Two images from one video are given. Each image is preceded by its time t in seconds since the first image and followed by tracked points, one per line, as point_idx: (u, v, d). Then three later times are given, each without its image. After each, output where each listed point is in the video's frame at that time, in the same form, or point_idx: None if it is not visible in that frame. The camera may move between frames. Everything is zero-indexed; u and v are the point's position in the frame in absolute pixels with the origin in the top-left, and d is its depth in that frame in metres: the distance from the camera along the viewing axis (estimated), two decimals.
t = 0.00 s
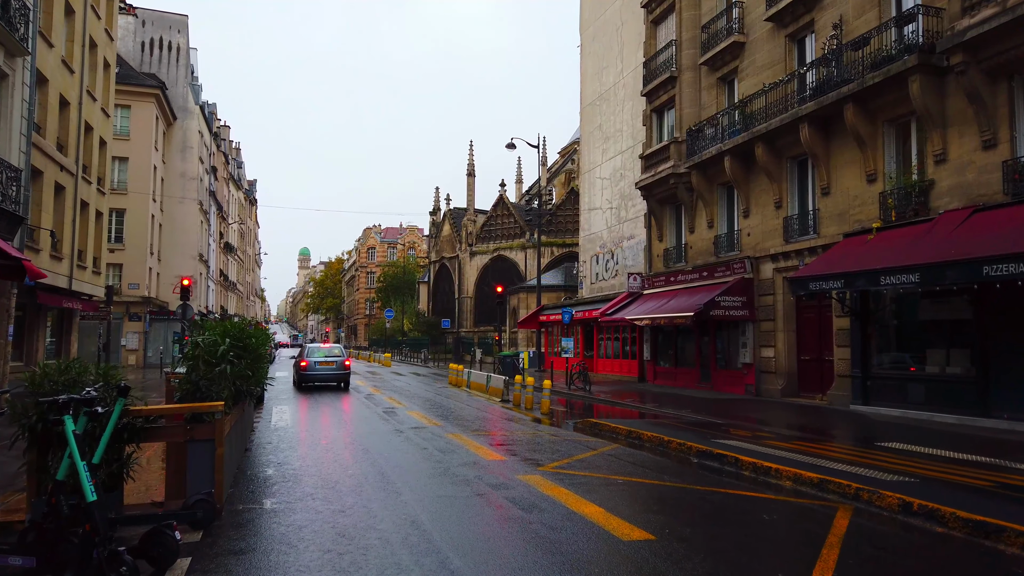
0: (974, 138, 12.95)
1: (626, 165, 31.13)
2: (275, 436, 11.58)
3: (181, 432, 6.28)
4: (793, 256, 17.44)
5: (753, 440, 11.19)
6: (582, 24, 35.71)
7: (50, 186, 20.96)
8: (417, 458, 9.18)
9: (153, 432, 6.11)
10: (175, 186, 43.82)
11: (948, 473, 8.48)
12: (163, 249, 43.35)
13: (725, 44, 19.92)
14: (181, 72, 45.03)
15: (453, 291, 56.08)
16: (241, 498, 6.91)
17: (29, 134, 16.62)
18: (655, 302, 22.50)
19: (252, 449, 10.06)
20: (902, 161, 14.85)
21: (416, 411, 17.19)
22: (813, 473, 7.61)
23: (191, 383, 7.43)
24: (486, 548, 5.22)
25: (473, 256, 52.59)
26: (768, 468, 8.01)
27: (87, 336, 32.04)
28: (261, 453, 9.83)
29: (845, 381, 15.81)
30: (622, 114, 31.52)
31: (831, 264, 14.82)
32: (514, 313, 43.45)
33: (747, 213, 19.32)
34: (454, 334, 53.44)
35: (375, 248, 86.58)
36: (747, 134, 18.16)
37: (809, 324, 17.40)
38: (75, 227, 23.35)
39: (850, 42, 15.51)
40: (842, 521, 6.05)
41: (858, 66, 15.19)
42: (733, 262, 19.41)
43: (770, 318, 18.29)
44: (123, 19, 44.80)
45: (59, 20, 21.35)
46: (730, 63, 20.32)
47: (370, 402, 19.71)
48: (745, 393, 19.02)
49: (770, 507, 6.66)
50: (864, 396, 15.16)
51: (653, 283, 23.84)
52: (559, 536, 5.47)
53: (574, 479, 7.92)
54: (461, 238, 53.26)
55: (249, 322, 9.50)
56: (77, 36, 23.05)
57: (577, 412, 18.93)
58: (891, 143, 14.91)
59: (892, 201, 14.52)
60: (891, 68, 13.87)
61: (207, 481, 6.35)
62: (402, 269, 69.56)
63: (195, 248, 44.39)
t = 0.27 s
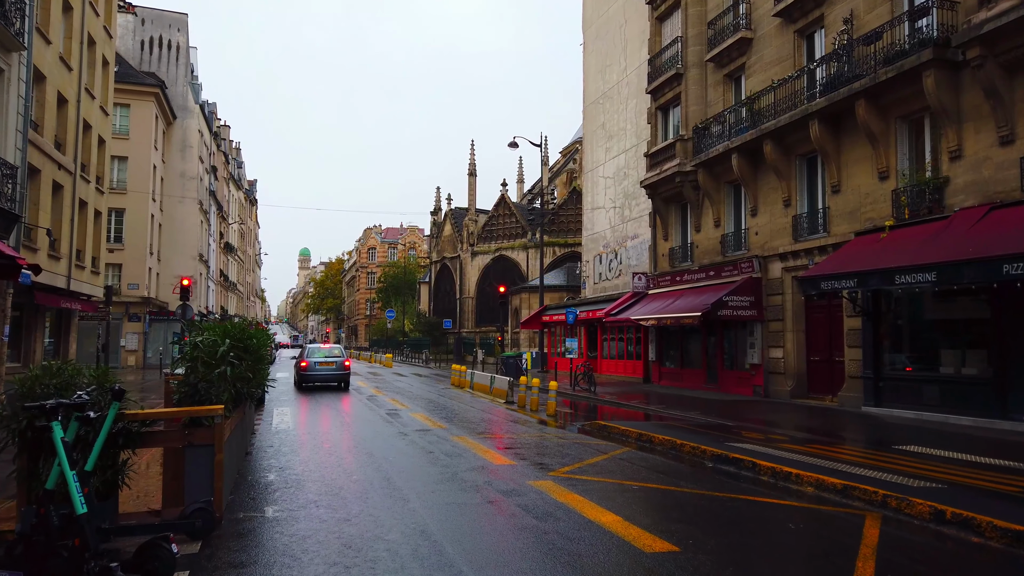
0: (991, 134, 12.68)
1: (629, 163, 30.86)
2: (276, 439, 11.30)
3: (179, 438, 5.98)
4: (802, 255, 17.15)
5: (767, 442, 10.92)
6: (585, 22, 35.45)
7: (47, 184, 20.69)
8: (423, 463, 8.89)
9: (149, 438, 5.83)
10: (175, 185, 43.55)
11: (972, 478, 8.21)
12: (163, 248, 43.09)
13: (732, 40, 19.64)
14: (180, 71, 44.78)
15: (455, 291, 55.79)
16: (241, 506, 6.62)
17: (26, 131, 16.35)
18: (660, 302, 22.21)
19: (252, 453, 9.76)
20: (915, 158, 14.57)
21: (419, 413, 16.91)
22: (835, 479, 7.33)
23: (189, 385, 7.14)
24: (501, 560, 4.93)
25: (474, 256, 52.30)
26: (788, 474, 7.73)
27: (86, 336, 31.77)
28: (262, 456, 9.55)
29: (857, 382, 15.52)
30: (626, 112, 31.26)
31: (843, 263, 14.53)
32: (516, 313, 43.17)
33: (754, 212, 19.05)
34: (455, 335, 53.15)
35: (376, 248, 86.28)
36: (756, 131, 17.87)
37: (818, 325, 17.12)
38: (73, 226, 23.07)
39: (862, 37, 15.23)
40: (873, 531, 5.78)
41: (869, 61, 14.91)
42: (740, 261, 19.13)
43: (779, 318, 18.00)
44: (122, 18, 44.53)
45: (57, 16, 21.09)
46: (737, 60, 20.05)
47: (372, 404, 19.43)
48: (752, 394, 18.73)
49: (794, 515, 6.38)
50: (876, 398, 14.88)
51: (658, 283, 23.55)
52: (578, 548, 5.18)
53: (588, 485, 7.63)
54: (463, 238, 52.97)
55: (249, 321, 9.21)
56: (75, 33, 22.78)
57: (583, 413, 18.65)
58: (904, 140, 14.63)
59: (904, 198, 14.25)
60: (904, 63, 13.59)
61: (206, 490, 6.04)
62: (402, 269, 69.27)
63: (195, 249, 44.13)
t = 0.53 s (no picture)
0: (1004, 135, 12.44)
1: (630, 166, 30.62)
2: (273, 448, 10.97)
3: (171, 450, 5.65)
4: (808, 259, 16.90)
5: (778, 451, 10.63)
6: (584, 25, 35.24)
7: (41, 186, 20.34)
8: (425, 473, 8.57)
9: (141, 450, 5.51)
10: (171, 188, 43.19)
11: (996, 488, 7.93)
12: (159, 252, 42.71)
13: (736, 41, 19.42)
14: (177, 74, 44.49)
15: (452, 295, 55.48)
16: (237, 520, 6.30)
17: (18, 131, 16.02)
18: (663, 306, 21.92)
19: (248, 463, 9.43)
20: (924, 160, 14.33)
21: (419, 420, 16.58)
22: (857, 490, 7.06)
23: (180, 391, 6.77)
24: None
25: (472, 260, 52.01)
26: (806, 485, 7.44)
27: (80, 341, 31.35)
28: (258, 466, 9.21)
29: (865, 388, 15.25)
30: (626, 115, 31.04)
31: (852, 266, 14.27)
32: (515, 317, 42.87)
33: (759, 215, 18.79)
34: (453, 339, 52.81)
35: (372, 252, 85.92)
36: (761, 133, 17.62)
37: (824, 329, 16.86)
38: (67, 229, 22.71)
39: (869, 37, 15.00)
40: (904, 549, 5.49)
41: (878, 61, 14.68)
42: (745, 264, 18.84)
43: (784, 323, 17.74)
44: (118, 19, 44.22)
45: (51, 16, 20.76)
46: (740, 61, 19.81)
47: (370, 409, 19.10)
48: (757, 400, 18.45)
49: (818, 530, 6.09)
50: (885, 404, 14.61)
51: (660, 287, 23.26)
52: (596, 568, 4.87)
53: (598, 497, 7.32)
54: (460, 242, 52.67)
55: (246, 326, 8.88)
56: (70, 33, 22.43)
57: (585, 420, 18.33)
58: (914, 141, 14.37)
59: (914, 201, 14.00)
60: (915, 63, 13.35)
61: (201, 504, 5.70)
62: (399, 273, 68.91)
63: (191, 252, 43.75)
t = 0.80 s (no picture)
0: (1015, 131, 12.21)
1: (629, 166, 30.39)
2: (269, 451, 10.66)
3: (161, 456, 5.35)
4: (813, 258, 16.65)
5: (788, 453, 10.36)
6: (583, 23, 34.98)
7: (32, 185, 19.98)
8: (427, 478, 8.28)
9: (129, 456, 5.22)
10: (165, 188, 42.81)
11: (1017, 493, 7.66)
12: (153, 252, 42.33)
13: (739, 38, 19.16)
14: (172, 72, 44.12)
15: (450, 296, 55.18)
16: (230, 529, 6.00)
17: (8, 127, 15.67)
18: (664, 307, 21.65)
19: (243, 467, 9.12)
20: (932, 157, 14.10)
21: (418, 422, 16.28)
22: (877, 496, 6.78)
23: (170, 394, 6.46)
24: None
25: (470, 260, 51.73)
26: (824, 490, 7.17)
27: (73, 342, 30.96)
28: (254, 470, 8.90)
29: (872, 389, 15.01)
30: (626, 113, 30.80)
31: (859, 266, 14.02)
32: (513, 318, 42.62)
33: (762, 213, 18.53)
34: (450, 340, 52.50)
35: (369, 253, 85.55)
36: (765, 131, 17.37)
37: (829, 329, 16.61)
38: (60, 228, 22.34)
39: (876, 33, 14.75)
40: (933, 559, 5.22)
41: (885, 57, 14.43)
42: (748, 264, 18.59)
43: (788, 323, 17.48)
44: (112, 17, 43.83)
45: (43, 11, 20.40)
46: (743, 58, 19.58)
47: (368, 411, 18.79)
48: (761, 402, 18.19)
49: (841, 540, 5.81)
50: (893, 406, 14.36)
51: (661, 287, 23.00)
52: None
53: (608, 503, 7.02)
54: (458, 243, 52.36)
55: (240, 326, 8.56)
56: (62, 29, 22.07)
57: (586, 421, 18.04)
58: (921, 138, 14.15)
59: (922, 199, 13.75)
60: (923, 58, 13.12)
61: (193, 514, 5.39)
62: (396, 274, 68.60)
63: (186, 252, 43.38)
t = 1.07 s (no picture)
0: None
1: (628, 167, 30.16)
2: (265, 458, 10.32)
3: (149, 466, 5.01)
4: (819, 259, 16.39)
5: (799, 459, 10.07)
6: (581, 23, 34.74)
7: (23, 185, 19.61)
8: (429, 486, 7.96)
9: (114, 465, 4.90)
10: (160, 189, 42.44)
11: None
12: (148, 254, 41.93)
13: (741, 36, 18.93)
14: (167, 73, 43.76)
15: (447, 298, 54.89)
16: (223, 542, 5.68)
17: None
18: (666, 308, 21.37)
19: (236, 474, 8.78)
20: (941, 156, 13.85)
21: (417, 426, 15.95)
22: (900, 504, 6.50)
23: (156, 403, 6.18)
24: None
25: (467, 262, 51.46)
26: (844, 499, 6.86)
27: (67, 345, 30.56)
28: (248, 478, 8.57)
29: (879, 392, 14.74)
30: (625, 114, 30.58)
31: (867, 266, 13.75)
32: (511, 320, 42.35)
33: (766, 214, 18.28)
34: (448, 343, 52.20)
35: (366, 256, 85.25)
36: (769, 130, 17.10)
37: (835, 332, 16.34)
38: (52, 230, 21.97)
39: (883, 29, 14.50)
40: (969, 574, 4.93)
41: (892, 53, 14.20)
42: (751, 265, 18.30)
43: (793, 325, 17.22)
44: (107, 18, 43.49)
45: (35, 8, 20.08)
46: (746, 57, 19.33)
47: (365, 415, 18.45)
48: (765, 405, 17.92)
49: (868, 551, 5.53)
50: (901, 409, 14.09)
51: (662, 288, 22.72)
52: None
53: (619, 513, 6.71)
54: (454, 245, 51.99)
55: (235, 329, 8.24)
56: (54, 28, 21.71)
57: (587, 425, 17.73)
58: (930, 137, 13.90)
59: (931, 198, 13.49)
60: (933, 55, 12.88)
61: (182, 528, 5.06)
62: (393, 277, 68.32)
63: (181, 255, 43.03)
